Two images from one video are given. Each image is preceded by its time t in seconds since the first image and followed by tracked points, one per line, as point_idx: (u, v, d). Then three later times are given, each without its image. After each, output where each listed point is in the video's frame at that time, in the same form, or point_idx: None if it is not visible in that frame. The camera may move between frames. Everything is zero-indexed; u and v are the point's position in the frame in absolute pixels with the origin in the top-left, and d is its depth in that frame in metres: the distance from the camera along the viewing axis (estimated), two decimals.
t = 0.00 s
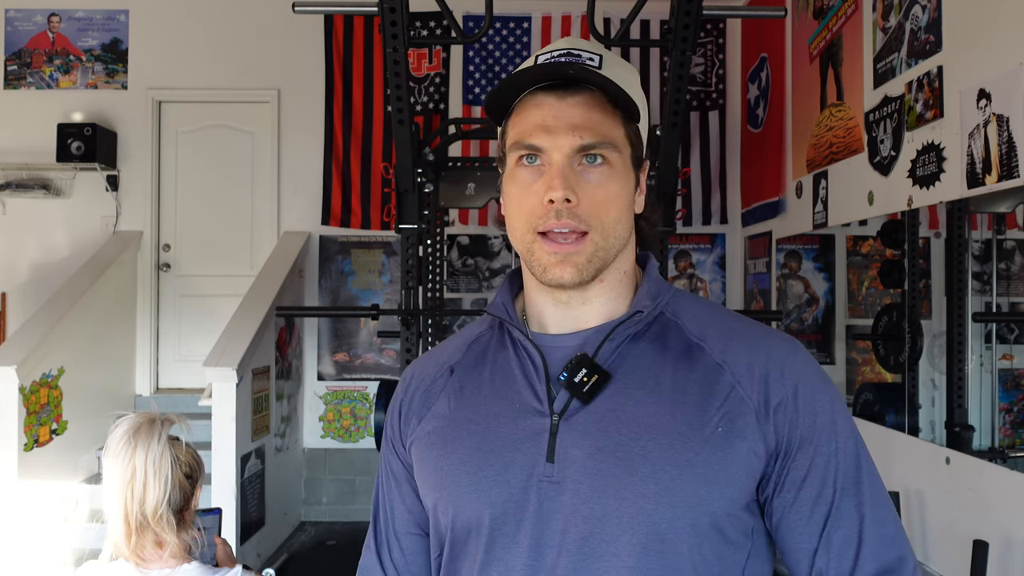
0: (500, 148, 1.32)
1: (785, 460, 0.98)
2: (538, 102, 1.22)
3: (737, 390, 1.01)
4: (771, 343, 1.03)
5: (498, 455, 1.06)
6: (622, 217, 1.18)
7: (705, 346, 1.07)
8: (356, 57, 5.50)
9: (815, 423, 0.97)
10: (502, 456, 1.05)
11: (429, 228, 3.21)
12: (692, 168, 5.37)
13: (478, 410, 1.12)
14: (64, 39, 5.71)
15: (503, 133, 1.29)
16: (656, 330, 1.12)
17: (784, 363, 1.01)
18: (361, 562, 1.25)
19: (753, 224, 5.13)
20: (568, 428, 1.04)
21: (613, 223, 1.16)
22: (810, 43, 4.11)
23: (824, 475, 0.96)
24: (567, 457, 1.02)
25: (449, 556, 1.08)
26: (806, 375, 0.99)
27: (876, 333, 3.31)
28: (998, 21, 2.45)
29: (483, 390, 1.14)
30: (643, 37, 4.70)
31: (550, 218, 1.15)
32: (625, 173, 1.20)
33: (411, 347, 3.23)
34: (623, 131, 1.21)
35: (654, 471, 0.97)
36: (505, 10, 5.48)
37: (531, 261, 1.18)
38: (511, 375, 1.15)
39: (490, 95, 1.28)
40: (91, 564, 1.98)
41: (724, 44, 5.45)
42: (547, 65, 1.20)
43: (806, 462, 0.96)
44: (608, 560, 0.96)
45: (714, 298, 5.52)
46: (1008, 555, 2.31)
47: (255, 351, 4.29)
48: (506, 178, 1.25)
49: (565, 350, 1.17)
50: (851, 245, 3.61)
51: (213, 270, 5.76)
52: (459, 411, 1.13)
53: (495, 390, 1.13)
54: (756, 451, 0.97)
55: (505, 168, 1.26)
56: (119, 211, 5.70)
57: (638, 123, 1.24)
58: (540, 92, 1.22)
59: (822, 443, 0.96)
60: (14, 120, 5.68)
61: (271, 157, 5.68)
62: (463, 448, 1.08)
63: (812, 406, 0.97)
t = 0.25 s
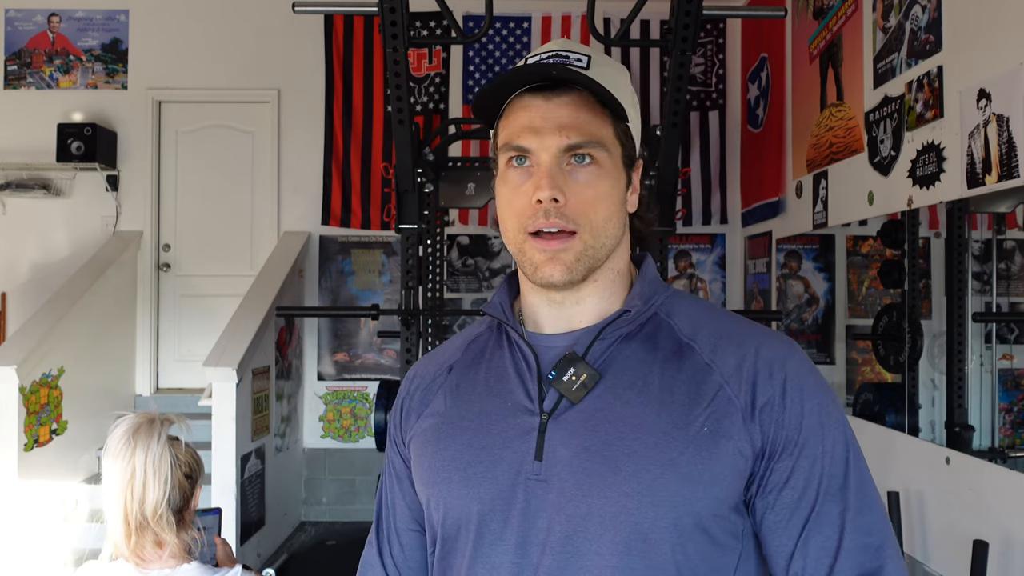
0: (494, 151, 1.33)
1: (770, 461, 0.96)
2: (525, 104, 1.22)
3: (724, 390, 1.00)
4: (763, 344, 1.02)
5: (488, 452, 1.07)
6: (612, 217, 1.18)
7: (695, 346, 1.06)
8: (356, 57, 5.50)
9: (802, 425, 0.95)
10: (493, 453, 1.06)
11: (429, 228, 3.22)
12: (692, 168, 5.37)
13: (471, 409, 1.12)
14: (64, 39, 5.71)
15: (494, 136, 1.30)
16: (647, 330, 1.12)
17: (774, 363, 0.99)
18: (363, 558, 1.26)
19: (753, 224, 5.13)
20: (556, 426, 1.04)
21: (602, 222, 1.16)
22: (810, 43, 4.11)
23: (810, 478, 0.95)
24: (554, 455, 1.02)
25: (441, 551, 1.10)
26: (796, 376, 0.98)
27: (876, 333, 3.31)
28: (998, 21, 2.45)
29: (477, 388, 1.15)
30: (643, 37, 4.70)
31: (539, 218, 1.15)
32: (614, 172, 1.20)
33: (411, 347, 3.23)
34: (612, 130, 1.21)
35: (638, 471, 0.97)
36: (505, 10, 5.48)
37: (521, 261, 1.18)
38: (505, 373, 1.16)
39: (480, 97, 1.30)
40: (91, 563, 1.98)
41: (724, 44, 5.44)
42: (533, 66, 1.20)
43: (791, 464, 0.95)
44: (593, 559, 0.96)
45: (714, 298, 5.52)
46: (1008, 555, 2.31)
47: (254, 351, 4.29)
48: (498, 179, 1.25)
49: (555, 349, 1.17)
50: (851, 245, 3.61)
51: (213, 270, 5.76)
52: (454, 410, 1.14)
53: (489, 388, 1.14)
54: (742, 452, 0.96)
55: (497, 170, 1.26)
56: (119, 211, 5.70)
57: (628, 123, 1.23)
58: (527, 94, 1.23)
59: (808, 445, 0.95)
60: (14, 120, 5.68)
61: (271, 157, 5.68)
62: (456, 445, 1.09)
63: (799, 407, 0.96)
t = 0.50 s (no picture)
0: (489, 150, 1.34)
1: (765, 464, 0.96)
2: (517, 102, 1.22)
3: (716, 393, 1.00)
4: (756, 345, 1.01)
5: (479, 452, 1.07)
6: (602, 216, 1.17)
7: (688, 348, 1.06)
8: (356, 57, 5.50)
9: (796, 427, 0.95)
10: (484, 453, 1.07)
11: (429, 228, 3.22)
12: (692, 168, 5.37)
13: (465, 408, 1.13)
14: (64, 39, 5.71)
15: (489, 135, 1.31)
16: (640, 331, 1.11)
17: (767, 365, 0.99)
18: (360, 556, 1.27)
19: (753, 224, 5.13)
20: (547, 428, 1.05)
21: (592, 222, 1.16)
22: (810, 43, 4.11)
23: (805, 481, 0.94)
24: (544, 457, 1.02)
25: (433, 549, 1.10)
26: (790, 379, 0.97)
27: (877, 333, 3.31)
28: (998, 22, 2.45)
29: (471, 387, 1.16)
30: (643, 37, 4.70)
31: (528, 217, 1.15)
32: (606, 171, 1.19)
33: (411, 347, 3.23)
34: (603, 128, 1.20)
35: (628, 473, 0.97)
36: (506, 10, 5.48)
37: (512, 260, 1.18)
38: (498, 373, 1.16)
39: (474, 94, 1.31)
40: (91, 563, 1.98)
41: (724, 44, 5.44)
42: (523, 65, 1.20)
43: (785, 467, 0.95)
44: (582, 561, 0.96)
45: (714, 298, 5.52)
46: (1008, 555, 2.31)
47: (254, 351, 4.29)
48: (491, 177, 1.26)
49: (548, 350, 1.17)
50: (851, 245, 3.61)
51: (213, 269, 5.76)
52: (447, 409, 1.14)
53: (482, 388, 1.15)
54: (734, 455, 0.96)
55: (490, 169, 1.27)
56: (119, 211, 5.70)
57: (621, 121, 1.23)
58: (519, 93, 1.23)
59: (803, 447, 0.94)
60: (14, 120, 5.68)
61: (271, 157, 5.68)
62: (448, 444, 1.10)
63: (793, 409, 0.96)
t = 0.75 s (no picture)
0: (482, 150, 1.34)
1: (755, 465, 0.96)
2: (506, 103, 1.22)
3: (707, 394, 1.00)
4: (747, 344, 1.02)
5: (471, 452, 1.07)
6: (591, 216, 1.17)
7: (680, 349, 1.06)
8: (356, 57, 5.50)
9: (786, 428, 0.95)
10: (476, 454, 1.07)
11: (429, 228, 3.22)
12: (692, 168, 5.37)
13: (458, 409, 1.13)
14: (64, 39, 5.72)
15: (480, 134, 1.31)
16: (632, 332, 1.12)
17: (758, 366, 0.99)
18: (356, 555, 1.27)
19: (753, 224, 5.13)
20: (539, 429, 1.04)
21: (580, 222, 1.16)
22: (810, 43, 4.11)
23: (795, 482, 0.94)
24: (535, 458, 1.02)
25: (426, 549, 1.11)
26: (781, 380, 0.97)
27: (876, 333, 3.31)
28: (998, 21, 2.45)
29: (464, 388, 1.16)
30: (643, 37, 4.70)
31: (516, 216, 1.15)
32: (595, 171, 1.19)
33: (411, 347, 3.23)
34: (592, 129, 1.20)
35: (618, 474, 0.97)
36: (506, 10, 5.49)
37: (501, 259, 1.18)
38: (491, 374, 1.16)
39: (463, 94, 1.31)
40: (91, 563, 1.98)
41: (724, 44, 5.44)
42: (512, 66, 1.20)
43: (775, 468, 0.95)
44: (572, 561, 0.96)
45: (714, 299, 5.52)
46: (1008, 556, 2.31)
47: (254, 351, 4.29)
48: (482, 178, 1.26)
49: (542, 350, 1.19)
50: (851, 245, 3.60)
51: (213, 269, 5.76)
52: (441, 409, 1.15)
53: (475, 389, 1.15)
54: (724, 455, 0.96)
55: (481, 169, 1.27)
56: (119, 211, 5.70)
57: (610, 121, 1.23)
58: (508, 93, 1.23)
59: (793, 447, 0.94)
60: (14, 120, 5.68)
61: (271, 156, 5.68)
62: (440, 445, 1.10)
63: (783, 410, 0.96)
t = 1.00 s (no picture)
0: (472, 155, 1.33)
1: (747, 462, 0.96)
2: (487, 118, 1.21)
3: (699, 392, 1.00)
4: (739, 343, 1.02)
5: (466, 452, 1.07)
6: (577, 228, 1.16)
7: (672, 348, 1.06)
8: (356, 57, 5.49)
9: (777, 425, 0.95)
10: (471, 453, 1.07)
11: (429, 228, 3.22)
12: (692, 168, 5.37)
13: (453, 409, 1.14)
14: (64, 39, 5.72)
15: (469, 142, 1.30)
16: (624, 332, 1.12)
17: (750, 364, 0.99)
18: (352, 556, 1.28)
19: (753, 224, 5.13)
20: (534, 427, 1.04)
21: (565, 235, 1.15)
22: (810, 43, 4.11)
23: (786, 479, 0.94)
24: (530, 456, 1.02)
25: (421, 549, 1.11)
26: (772, 378, 0.97)
27: (876, 333, 3.31)
28: (997, 21, 2.45)
29: (460, 389, 1.16)
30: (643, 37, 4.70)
31: (501, 233, 1.15)
32: (579, 183, 1.18)
33: (411, 347, 3.23)
34: (576, 140, 1.18)
35: (611, 471, 0.97)
36: (506, 10, 5.49)
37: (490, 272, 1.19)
38: (487, 375, 1.17)
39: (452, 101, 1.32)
40: (91, 563, 1.98)
41: (724, 44, 5.44)
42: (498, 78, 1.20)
43: (766, 464, 0.95)
44: (566, 558, 0.96)
45: (714, 299, 5.52)
46: (1008, 556, 2.31)
47: (254, 351, 4.29)
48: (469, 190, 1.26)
49: (536, 350, 1.19)
50: (851, 245, 3.60)
51: (213, 269, 5.76)
52: (437, 410, 1.15)
53: (470, 389, 1.15)
54: (716, 453, 0.96)
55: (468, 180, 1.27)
56: (119, 211, 5.70)
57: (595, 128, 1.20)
58: (489, 107, 1.21)
59: (784, 444, 0.94)
60: (14, 120, 5.68)
61: (272, 156, 5.68)
62: (435, 444, 1.11)
63: (775, 407, 0.95)
